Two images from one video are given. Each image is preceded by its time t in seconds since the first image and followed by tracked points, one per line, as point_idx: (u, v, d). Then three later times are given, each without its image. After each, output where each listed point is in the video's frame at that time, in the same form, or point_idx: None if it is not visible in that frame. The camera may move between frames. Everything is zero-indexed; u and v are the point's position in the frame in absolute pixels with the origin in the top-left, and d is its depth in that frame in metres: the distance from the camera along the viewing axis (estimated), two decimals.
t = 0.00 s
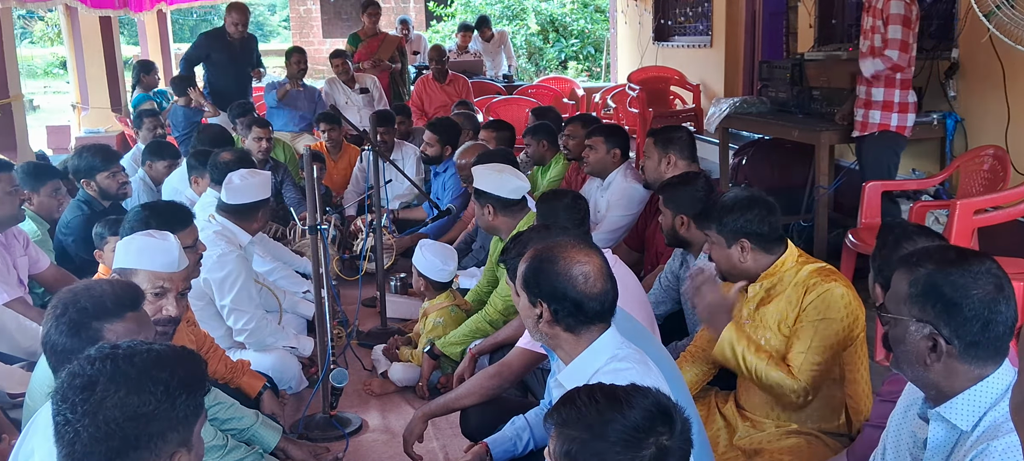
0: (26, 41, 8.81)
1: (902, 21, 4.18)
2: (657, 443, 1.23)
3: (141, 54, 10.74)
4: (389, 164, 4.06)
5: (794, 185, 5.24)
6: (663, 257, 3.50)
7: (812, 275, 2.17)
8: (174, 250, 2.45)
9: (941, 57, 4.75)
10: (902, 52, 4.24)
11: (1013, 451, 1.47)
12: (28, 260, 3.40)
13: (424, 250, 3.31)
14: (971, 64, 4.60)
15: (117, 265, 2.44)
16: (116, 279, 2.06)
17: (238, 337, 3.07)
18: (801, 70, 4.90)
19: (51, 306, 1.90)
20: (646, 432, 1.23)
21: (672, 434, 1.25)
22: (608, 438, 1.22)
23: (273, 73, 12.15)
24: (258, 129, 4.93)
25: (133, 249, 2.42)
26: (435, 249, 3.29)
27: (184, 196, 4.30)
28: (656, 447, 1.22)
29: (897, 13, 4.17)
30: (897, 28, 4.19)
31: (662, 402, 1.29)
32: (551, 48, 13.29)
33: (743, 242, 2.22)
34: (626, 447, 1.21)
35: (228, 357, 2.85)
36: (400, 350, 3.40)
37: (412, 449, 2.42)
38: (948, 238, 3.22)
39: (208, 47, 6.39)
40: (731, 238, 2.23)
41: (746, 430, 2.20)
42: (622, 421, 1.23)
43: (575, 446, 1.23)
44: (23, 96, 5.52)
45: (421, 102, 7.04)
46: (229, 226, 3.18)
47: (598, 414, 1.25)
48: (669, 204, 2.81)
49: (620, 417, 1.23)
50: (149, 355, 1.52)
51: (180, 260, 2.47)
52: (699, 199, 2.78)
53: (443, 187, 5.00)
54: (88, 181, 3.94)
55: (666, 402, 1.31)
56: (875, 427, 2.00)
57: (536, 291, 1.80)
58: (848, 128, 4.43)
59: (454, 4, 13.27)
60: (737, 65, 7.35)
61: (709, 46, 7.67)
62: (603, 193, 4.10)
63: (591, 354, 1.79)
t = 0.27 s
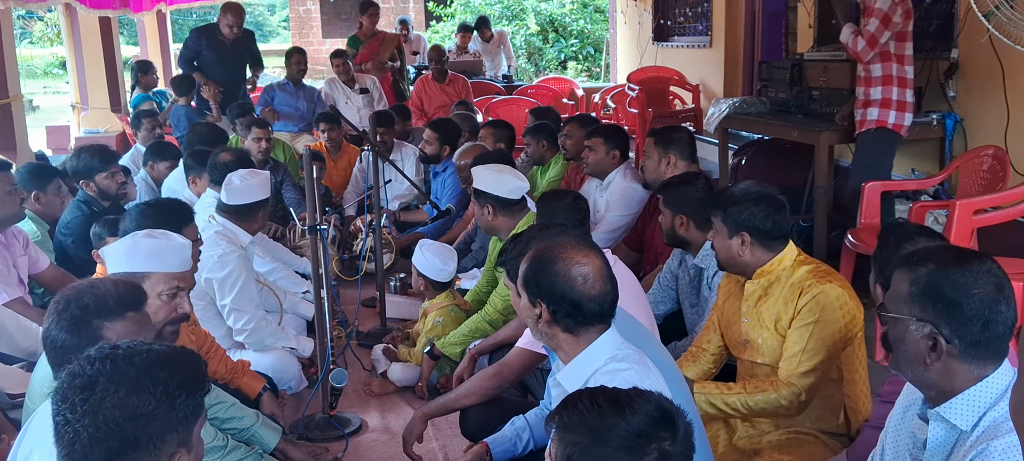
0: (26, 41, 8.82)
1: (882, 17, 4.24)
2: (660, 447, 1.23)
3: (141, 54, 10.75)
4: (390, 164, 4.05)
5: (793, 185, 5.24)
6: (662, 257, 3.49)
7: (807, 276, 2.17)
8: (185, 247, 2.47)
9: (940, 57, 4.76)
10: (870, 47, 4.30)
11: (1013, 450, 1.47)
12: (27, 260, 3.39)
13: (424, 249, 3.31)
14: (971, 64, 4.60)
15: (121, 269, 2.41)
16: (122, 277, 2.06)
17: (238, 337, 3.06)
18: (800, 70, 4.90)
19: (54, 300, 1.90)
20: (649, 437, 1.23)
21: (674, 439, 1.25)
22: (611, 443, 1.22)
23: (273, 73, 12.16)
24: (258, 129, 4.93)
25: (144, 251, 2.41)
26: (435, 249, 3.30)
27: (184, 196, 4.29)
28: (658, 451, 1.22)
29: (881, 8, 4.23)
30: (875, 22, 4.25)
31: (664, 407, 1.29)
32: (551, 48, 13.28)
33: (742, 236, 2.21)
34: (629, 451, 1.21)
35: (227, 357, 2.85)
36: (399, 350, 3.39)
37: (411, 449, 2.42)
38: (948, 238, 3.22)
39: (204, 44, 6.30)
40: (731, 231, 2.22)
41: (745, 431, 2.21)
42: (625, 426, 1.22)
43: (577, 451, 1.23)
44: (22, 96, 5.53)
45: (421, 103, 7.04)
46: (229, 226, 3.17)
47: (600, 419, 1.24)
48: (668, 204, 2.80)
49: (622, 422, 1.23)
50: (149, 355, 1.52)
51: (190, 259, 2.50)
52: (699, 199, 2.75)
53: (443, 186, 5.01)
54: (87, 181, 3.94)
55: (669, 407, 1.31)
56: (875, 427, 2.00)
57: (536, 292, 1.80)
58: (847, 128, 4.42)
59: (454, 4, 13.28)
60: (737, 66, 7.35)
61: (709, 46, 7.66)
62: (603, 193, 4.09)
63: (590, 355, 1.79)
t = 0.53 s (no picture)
0: (26, 42, 8.82)
1: (873, 14, 4.26)
2: (661, 451, 1.22)
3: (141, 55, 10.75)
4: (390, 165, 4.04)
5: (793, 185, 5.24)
6: (661, 257, 3.49)
7: (800, 276, 2.16)
8: (191, 244, 2.48)
9: (940, 57, 4.76)
10: (855, 41, 4.34)
11: (1009, 449, 1.48)
12: (27, 261, 3.39)
13: (422, 249, 3.31)
14: (970, 64, 4.61)
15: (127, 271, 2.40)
16: (122, 276, 2.06)
17: (238, 337, 3.06)
18: (800, 70, 4.89)
19: (58, 293, 1.90)
20: (650, 441, 1.23)
21: (676, 442, 1.25)
22: (613, 447, 1.22)
23: (272, 74, 12.16)
24: (257, 130, 4.93)
25: (151, 252, 2.40)
26: (433, 248, 3.29)
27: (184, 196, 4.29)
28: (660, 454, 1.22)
29: (874, 5, 4.24)
30: (864, 19, 4.27)
31: (666, 410, 1.28)
32: (551, 49, 13.27)
33: (742, 233, 2.21)
34: (630, 454, 1.21)
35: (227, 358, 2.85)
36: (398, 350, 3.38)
37: (411, 449, 2.42)
38: (948, 238, 3.22)
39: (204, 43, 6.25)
40: (731, 227, 2.22)
41: (744, 431, 2.20)
42: (626, 429, 1.22)
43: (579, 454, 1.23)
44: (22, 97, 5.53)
45: (420, 103, 7.03)
46: (229, 226, 3.17)
47: (603, 422, 1.24)
48: (668, 204, 2.80)
49: (623, 426, 1.23)
50: (148, 356, 1.52)
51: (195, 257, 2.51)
52: (697, 200, 2.75)
53: (443, 186, 5.01)
54: (87, 182, 3.94)
55: (671, 411, 1.30)
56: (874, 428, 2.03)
57: (539, 290, 1.79)
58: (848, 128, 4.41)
59: (454, 4, 13.29)
60: (737, 66, 7.34)
61: (709, 46, 7.66)
62: (602, 194, 4.09)
63: (589, 354, 1.79)
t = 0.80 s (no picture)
0: (25, 41, 8.80)
1: (874, 15, 4.25)
2: (662, 447, 1.21)
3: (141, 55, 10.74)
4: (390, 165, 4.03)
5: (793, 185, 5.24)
6: (662, 257, 3.48)
7: (794, 276, 2.14)
8: (186, 238, 2.47)
9: (941, 57, 4.75)
10: (855, 42, 4.34)
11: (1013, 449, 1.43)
12: (26, 262, 3.38)
13: (421, 249, 3.30)
14: (971, 64, 4.60)
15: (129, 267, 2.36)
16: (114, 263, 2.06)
17: (238, 338, 3.05)
18: (801, 71, 4.88)
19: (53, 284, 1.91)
20: (651, 437, 1.22)
21: (675, 439, 1.24)
22: (613, 443, 1.21)
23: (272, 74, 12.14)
24: (257, 130, 4.91)
25: (146, 247, 2.38)
26: (433, 246, 3.28)
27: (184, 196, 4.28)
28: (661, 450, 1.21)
29: (874, 6, 4.23)
30: (864, 20, 4.26)
31: (666, 407, 1.27)
32: (551, 49, 13.26)
33: (740, 233, 2.20)
34: (632, 450, 1.20)
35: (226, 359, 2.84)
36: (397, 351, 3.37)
37: (410, 450, 2.41)
38: (949, 239, 3.21)
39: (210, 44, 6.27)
40: (729, 227, 2.21)
41: (744, 432, 2.19)
42: (627, 425, 1.21)
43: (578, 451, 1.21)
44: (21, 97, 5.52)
45: (420, 103, 7.01)
46: (228, 226, 3.16)
47: (603, 419, 1.23)
48: (668, 204, 2.79)
49: (625, 422, 1.22)
50: (147, 357, 1.51)
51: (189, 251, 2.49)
52: (697, 199, 2.73)
53: (443, 186, 5.01)
54: (86, 182, 3.93)
55: (672, 409, 1.29)
56: (875, 429, 2.03)
57: (538, 292, 1.79)
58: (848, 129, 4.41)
59: (454, 4, 13.28)
60: (737, 66, 7.34)
61: (709, 46, 7.65)
62: (602, 194, 4.08)
63: (589, 356, 1.79)
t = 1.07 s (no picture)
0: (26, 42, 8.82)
1: (872, 17, 4.23)
2: (657, 435, 1.23)
3: (141, 56, 10.76)
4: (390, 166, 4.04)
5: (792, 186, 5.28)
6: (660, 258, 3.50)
7: (793, 277, 2.16)
8: (184, 234, 2.50)
9: (939, 58, 4.77)
10: (855, 45, 4.34)
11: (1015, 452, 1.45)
12: (28, 262, 3.40)
13: (421, 251, 3.31)
14: (969, 65, 4.61)
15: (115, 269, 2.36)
16: (82, 256, 2.11)
17: (238, 338, 3.07)
18: (799, 72, 4.89)
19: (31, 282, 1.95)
20: (646, 424, 1.24)
21: (669, 427, 1.26)
22: (609, 430, 1.23)
23: (273, 76, 12.15)
24: (258, 131, 4.93)
25: (148, 245, 2.39)
26: (431, 249, 3.30)
27: (190, 197, 4.32)
28: (656, 439, 1.23)
29: (873, 9, 4.22)
30: (863, 23, 4.25)
31: (659, 398, 1.30)
32: (551, 50, 13.29)
33: (737, 235, 2.23)
34: (629, 437, 1.22)
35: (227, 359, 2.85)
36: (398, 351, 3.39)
37: (410, 449, 2.42)
38: (946, 240, 3.23)
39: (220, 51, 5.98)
40: (727, 229, 2.24)
41: (743, 432, 2.21)
42: (623, 413, 1.24)
43: (576, 442, 1.23)
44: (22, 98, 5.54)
45: (420, 105, 7.03)
46: (229, 227, 3.18)
47: (597, 411, 1.25)
48: (667, 204, 2.80)
49: (619, 410, 1.24)
50: (149, 357, 1.53)
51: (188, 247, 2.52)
52: (697, 200, 2.76)
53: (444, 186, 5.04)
54: (87, 182, 3.95)
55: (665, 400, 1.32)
56: (874, 427, 2.03)
57: (540, 291, 1.81)
58: (846, 130, 4.43)
59: (454, 6, 13.31)
60: (736, 67, 7.35)
61: (708, 47, 7.66)
62: (601, 195, 4.09)
63: (590, 357, 1.80)
